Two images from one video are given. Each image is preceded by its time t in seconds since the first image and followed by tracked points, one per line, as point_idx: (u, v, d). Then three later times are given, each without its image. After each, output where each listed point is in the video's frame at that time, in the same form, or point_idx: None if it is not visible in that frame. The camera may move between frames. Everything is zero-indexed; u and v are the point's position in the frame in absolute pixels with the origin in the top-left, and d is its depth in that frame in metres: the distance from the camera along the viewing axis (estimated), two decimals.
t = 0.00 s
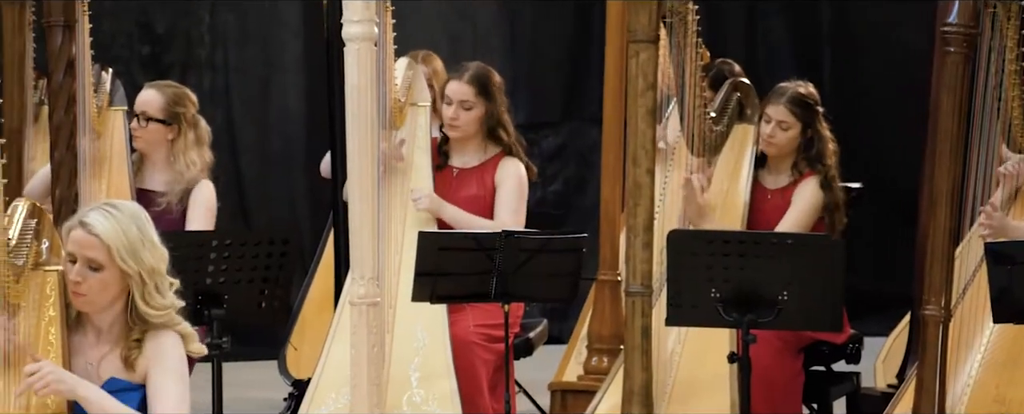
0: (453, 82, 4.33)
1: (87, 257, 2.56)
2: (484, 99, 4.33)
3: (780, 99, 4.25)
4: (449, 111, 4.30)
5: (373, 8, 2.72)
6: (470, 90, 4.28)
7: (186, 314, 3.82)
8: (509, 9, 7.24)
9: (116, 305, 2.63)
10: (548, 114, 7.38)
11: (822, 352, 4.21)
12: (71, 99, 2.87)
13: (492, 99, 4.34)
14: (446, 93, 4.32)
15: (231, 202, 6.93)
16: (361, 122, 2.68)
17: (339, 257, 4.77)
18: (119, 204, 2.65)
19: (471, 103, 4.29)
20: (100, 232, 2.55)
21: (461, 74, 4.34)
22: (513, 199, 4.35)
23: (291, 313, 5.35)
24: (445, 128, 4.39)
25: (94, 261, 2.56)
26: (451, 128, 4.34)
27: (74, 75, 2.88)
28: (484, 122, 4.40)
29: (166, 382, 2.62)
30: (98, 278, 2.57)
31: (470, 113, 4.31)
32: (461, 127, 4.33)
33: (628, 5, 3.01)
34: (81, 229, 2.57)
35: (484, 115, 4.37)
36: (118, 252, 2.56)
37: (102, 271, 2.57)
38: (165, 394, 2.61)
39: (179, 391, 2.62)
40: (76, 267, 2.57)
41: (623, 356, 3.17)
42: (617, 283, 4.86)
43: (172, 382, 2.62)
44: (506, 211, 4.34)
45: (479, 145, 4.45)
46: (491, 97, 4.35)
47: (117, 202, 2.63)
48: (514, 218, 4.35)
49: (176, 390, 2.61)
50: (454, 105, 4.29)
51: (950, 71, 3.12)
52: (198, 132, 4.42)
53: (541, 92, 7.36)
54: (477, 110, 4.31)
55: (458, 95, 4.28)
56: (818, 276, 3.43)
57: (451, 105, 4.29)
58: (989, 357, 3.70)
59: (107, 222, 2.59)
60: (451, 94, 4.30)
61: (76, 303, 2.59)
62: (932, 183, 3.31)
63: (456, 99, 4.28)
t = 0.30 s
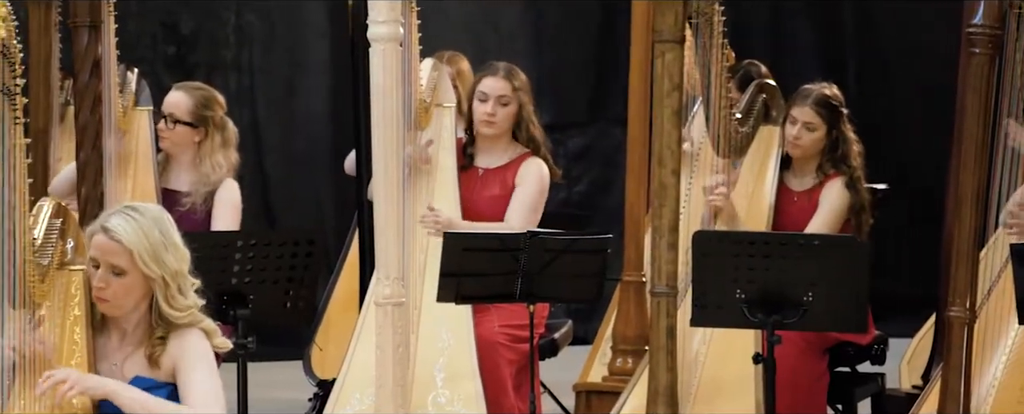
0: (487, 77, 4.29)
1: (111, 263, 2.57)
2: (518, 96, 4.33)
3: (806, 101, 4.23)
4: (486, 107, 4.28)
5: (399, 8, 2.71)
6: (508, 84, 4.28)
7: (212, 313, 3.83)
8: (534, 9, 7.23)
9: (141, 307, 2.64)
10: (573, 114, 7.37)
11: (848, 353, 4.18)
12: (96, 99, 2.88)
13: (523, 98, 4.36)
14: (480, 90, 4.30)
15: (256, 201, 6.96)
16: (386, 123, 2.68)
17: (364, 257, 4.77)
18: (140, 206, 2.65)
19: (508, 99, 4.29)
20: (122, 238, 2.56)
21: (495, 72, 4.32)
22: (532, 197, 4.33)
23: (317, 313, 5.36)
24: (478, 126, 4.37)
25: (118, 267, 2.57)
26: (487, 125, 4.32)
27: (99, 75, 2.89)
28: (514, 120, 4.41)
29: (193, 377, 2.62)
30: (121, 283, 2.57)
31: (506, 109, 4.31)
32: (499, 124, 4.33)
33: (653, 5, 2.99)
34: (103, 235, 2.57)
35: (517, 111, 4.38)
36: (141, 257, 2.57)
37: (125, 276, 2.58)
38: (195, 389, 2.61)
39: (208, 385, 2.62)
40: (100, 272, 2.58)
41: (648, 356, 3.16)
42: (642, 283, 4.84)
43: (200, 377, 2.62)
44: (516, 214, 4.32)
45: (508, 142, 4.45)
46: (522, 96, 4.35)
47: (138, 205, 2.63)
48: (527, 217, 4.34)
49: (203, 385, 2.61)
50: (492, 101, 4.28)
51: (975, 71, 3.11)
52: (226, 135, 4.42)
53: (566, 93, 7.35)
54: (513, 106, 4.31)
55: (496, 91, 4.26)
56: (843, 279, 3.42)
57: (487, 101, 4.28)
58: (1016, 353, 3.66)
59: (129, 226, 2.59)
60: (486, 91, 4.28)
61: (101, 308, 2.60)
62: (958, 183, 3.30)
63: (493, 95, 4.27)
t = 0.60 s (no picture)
0: (507, 79, 4.28)
1: (126, 277, 2.40)
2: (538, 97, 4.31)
3: (830, 99, 4.19)
4: (505, 109, 4.26)
5: (423, 5, 2.70)
6: (527, 87, 4.25)
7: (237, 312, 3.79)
8: (557, 7, 7.22)
9: (162, 316, 2.47)
10: (598, 113, 7.35)
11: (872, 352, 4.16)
12: (121, 97, 2.90)
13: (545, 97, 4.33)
14: (501, 91, 4.28)
15: (281, 199, 6.97)
16: (410, 120, 2.68)
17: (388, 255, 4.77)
18: (156, 216, 2.45)
19: (526, 101, 4.27)
20: (137, 252, 2.38)
21: (514, 73, 4.31)
22: (548, 193, 4.29)
23: (340, 311, 5.37)
24: (497, 127, 4.35)
25: (133, 281, 2.39)
26: (506, 127, 4.30)
27: (124, 72, 2.91)
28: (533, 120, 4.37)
29: (213, 385, 2.43)
30: (138, 296, 2.41)
31: (524, 111, 4.28)
32: (516, 126, 4.30)
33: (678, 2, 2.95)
34: (118, 248, 2.39)
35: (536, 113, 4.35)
36: (156, 272, 2.39)
37: (142, 289, 2.40)
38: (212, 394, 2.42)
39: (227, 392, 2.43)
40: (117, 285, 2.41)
41: (672, 355, 3.12)
42: (666, 281, 4.83)
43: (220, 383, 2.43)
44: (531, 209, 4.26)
45: (528, 144, 4.43)
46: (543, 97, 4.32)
47: (152, 215, 2.44)
48: (539, 213, 4.28)
49: (224, 392, 2.42)
50: (510, 103, 4.26)
51: (999, 71, 3.06)
52: (249, 130, 4.42)
53: (589, 92, 7.33)
54: (532, 108, 4.29)
55: (514, 93, 4.25)
56: (869, 276, 3.39)
57: (505, 103, 4.26)
58: None
59: (144, 238, 2.40)
60: (505, 92, 4.26)
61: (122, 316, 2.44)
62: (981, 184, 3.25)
63: (511, 97, 4.25)
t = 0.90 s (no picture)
0: (526, 77, 4.29)
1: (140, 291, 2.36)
2: (555, 96, 4.30)
3: (851, 99, 4.14)
4: (520, 106, 4.27)
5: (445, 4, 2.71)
6: (544, 85, 4.25)
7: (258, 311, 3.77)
8: (578, 6, 7.21)
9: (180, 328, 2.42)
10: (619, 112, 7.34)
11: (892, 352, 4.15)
12: (142, 94, 2.90)
13: (565, 97, 4.32)
14: (518, 89, 4.29)
15: (302, 198, 6.98)
16: (431, 113, 2.68)
17: (409, 255, 4.77)
18: (175, 230, 2.40)
19: (542, 99, 4.26)
20: (149, 268, 2.33)
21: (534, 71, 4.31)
22: (575, 191, 4.28)
23: (360, 309, 5.37)
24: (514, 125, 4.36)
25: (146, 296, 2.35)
26: (522, 124, 4.30)
27: (145, 70, 2.91)
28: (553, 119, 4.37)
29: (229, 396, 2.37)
30: (153, 310, 2.37)
31: (541, 109, 4.28)
32: (532, 124, 4.30)
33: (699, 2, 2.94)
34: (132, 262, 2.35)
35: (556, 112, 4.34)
36: (169, 289, 2.34)
37: (156, 303, 2.36)
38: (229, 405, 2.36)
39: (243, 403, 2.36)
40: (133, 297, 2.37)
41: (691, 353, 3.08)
42: (686, 280, 4.82)
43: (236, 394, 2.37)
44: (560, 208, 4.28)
45: (548, 141, 4.42)
46: (562, 96, 4.30)
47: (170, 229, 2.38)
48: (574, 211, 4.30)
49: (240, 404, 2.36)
50: (525, 100, 4.26)
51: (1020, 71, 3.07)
52: (270, 127, 4.43)
53: (610, 90, 7.31)
54: (547, 106, 4.28)
55: (530, 89, 4.25)
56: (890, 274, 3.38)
57: (521, 99, 4.26)
58: None
59: (158, 253, 2.35)
60: (523, 90, 4.27)
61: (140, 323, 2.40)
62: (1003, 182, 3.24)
63: (527, 94, 4.25)
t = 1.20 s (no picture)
0: (535, 74, 4.31)
1: (164, 281, 2.42)
2: (563, 93, 4.28)
3: (870, 99, 4.13)
4: (527, 103, 4.27)
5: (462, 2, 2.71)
6: (547, 81, 4.26)
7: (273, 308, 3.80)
8: (595, 4, 7.20)
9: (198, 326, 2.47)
10: (635, 110, 7.32)
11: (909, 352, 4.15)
12: (159, 91, 2.91)
13: (575, 94, 4.30)
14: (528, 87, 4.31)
15: (318, 196, 6.98)
16: (448, 111, 2.69)
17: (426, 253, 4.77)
18: (206, 224, 2.47)
19: (546, 96, 4.25)
20: (174, 258, 2.40)
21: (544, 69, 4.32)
22: (597, 192, 4.28)
23: (376, 306, 5.37)
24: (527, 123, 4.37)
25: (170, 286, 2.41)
26: (529, 121, 4.31)
27: (162, 67, 2.93)
28: (564, 118, 4.36)
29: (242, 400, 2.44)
30: (174, 301, 2.43)
31: (545, 106, 4.26)
32: (538, 121, 4.30)
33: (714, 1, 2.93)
34: (158, 251, 2.42)
35: (564, 109, 4.33)
36: (190, 281, 2.40)
37: (178, 295, 2.42)
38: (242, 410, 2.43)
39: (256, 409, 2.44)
40: (156, 287, 2.43)
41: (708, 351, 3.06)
42: (703, 278, 4.81)
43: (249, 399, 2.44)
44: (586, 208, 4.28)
45: (565, 141, 4.41)
46: (570, 94, 4.28)
47: (199, 223, 2.46)
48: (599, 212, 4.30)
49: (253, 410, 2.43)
50: (531, 97, 4.27)
51: None
52: (289, 126, 4.44)
53: (627, 89, 7.30)
54: (552, 103, 4.26)
55: (535, 87, 4.26)
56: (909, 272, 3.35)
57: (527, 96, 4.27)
58: None
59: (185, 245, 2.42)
60: (532, 86, 4.29)
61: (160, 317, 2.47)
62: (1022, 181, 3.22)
63: (533, 91, 4.26)
